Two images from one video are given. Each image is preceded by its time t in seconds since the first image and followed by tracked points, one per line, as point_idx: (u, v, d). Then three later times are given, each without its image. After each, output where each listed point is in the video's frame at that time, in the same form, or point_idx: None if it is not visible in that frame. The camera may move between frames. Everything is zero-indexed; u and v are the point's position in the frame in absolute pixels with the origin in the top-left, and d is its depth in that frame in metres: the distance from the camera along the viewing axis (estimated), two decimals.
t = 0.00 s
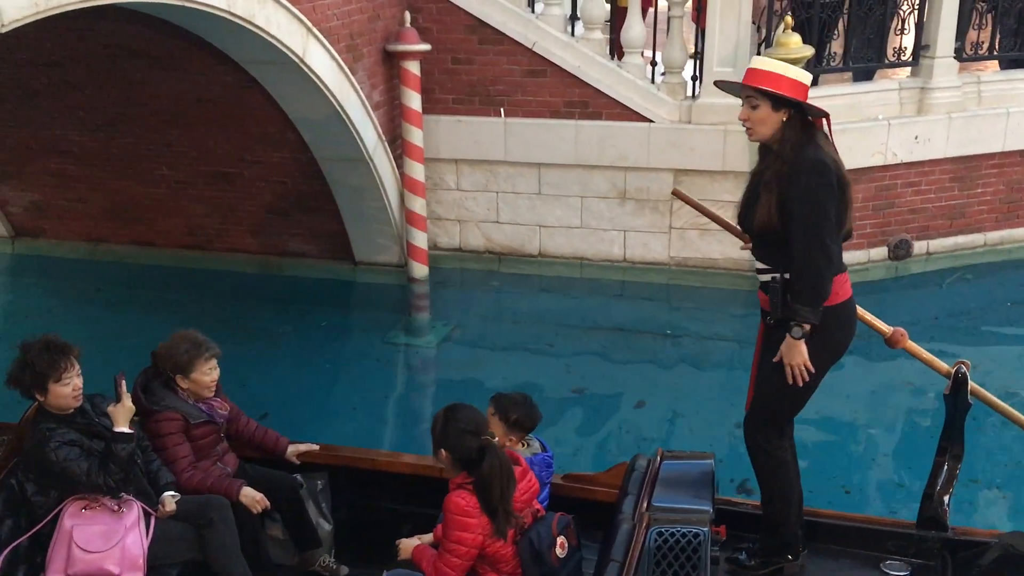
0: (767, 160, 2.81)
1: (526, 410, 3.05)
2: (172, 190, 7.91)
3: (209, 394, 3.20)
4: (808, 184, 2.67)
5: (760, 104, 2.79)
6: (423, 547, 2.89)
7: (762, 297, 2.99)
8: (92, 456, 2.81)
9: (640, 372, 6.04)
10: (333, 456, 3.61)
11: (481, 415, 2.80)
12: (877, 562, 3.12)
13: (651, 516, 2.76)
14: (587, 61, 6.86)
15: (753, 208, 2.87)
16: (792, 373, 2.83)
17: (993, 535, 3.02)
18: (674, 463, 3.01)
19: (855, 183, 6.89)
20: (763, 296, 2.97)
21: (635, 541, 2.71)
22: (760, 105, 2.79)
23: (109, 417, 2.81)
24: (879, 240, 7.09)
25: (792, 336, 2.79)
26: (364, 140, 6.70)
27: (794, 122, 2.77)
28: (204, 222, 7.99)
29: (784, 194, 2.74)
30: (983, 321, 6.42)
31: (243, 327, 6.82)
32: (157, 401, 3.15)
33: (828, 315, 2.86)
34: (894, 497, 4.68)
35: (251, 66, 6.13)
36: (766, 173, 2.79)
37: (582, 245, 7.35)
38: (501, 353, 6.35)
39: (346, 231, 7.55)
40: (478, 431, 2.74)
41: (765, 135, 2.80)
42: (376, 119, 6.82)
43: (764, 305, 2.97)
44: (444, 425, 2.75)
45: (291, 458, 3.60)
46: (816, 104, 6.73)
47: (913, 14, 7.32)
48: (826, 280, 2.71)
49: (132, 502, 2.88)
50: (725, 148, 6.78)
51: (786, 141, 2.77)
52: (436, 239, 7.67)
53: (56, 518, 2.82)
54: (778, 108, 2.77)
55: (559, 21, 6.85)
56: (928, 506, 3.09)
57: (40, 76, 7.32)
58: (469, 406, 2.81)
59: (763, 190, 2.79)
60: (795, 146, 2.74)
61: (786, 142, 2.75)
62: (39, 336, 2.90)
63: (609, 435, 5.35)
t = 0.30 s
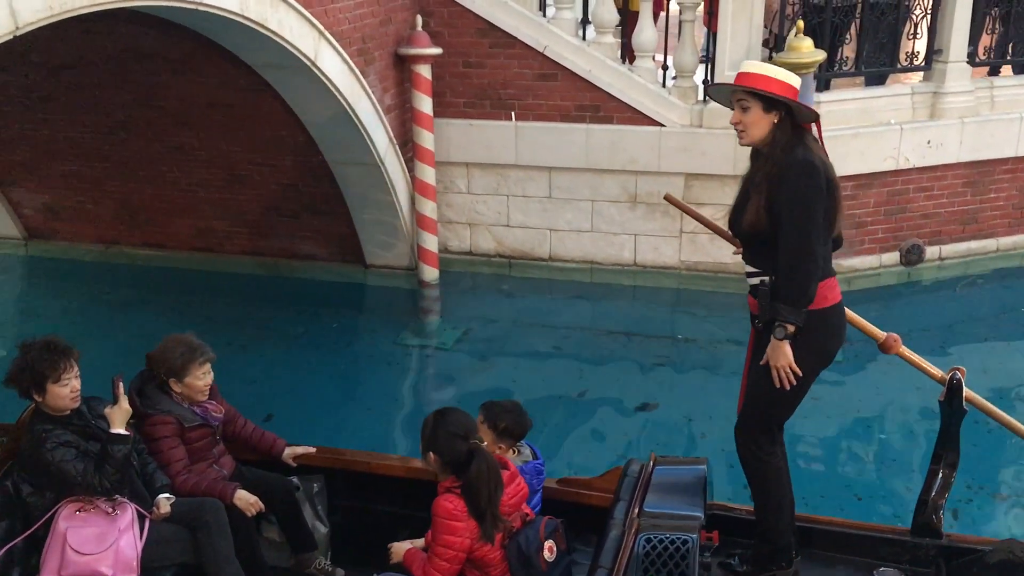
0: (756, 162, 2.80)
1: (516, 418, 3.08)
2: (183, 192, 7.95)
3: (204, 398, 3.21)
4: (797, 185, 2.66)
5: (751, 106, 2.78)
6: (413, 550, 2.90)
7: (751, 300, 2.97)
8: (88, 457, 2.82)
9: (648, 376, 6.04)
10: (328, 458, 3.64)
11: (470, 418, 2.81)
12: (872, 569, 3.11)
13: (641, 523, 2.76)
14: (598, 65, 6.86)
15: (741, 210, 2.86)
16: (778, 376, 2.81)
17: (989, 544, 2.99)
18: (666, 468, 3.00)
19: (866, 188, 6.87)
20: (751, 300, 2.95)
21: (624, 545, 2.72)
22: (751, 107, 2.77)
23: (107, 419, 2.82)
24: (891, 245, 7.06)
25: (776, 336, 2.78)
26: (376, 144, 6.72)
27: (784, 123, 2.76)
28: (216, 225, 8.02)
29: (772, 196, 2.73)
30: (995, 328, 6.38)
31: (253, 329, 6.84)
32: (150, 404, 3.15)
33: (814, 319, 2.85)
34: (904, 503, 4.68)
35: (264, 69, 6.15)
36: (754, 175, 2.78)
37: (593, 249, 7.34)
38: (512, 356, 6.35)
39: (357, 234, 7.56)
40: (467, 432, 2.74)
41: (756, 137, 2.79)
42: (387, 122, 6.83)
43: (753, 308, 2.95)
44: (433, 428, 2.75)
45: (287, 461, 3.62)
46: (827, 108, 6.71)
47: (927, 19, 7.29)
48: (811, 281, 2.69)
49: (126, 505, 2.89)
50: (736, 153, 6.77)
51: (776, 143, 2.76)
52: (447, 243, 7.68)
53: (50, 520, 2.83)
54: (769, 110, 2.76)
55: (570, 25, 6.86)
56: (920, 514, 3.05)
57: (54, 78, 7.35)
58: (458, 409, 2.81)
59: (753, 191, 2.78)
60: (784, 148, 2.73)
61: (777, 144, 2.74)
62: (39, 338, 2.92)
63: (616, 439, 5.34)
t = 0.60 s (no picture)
0: (740, 163, 2.83)
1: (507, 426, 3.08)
2: (196, 196, 7.98)
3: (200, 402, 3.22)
4: (781, 182, 2.68)
5: (734, 108, 2.81)
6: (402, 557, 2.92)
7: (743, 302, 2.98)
8: (80, 463, 2.84)
9: (657, 381, 6.03)
10: (323, 459, 3.66)
11: (458, 426, 2.86)
12: None
13: (630, 533, 2.76)
14: (609, 70, 6.86)
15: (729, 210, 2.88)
16: (774, 376, 2.81)
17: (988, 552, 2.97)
18: (659, 474, 3.02)
19: (878, 194, 6.85)
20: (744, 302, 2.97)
21: (613, 553, 2.73)
22: (734, 108, 2.81)
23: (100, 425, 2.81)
24: (903, 251, 7.03)
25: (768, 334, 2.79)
26: (387, 149, 6.74)
27: (767, 123, 2.78)
28: (228, 229, 8.05)
29: (757, 194, 2.74)
30: (1008, 335, 6.34)
31: (264, 333, 6.86)
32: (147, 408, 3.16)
33: (807, 316, 2.86)
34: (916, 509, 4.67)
35: (276, 73, 6.17)
36: (739, 175, 2.81)
37: (603, 255, 7.34)
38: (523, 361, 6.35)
39: (368, 239, 7.58)
40: (455, 441, 2.80)
41: (741, 138, 2.83)
42: (398, 127, 6.84)
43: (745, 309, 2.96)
44: (422, 436, 2.80)
45: (283, 463, 3.60)
46: (839, 114, 6.70)
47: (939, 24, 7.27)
48: (800, 278, 2.70)
49: (119, 510, 2.89)
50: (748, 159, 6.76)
51: (760, 142, 2.78)
52: (457, 248, 7.68)
53: (44, 526, 2.84)
54: (751, 111, 2.79)
55: (581, 30, 6.87)
56: (913, 520, 3.05)
57: (70, 82, 7.38)
58: (446, 417, 2.86)
59: (738, 192, 2.80)
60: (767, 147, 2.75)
61: (760, 144, 2.77)
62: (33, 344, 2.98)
63: (623, 446, 5.32)
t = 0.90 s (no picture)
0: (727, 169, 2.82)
1: (493, 432, 3.11)
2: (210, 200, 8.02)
3: (195, 404, 3.22)
4: (767, 184, 2.68)
5: (717, 116, 2.79)
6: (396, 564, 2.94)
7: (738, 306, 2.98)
8: (74, 468, 2.85)
9: (668, 386, 6.01)
10: (323, 460, 3.66)
11: (448, 433, 2.86)
12: None
13: (622, 541, 2.75)
14: (621, 74, 6.86)
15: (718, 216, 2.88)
16: (773, 376, 2.81)
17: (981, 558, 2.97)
18: (653, 478, 3.03)
19: (892, 199, 6.82)
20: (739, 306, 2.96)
21: (605, 559, 2.72)
22: (717, 116, 2.79)
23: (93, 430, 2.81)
24: (917, 256, 7.00)
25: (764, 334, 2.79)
26: (400, 153, 6.75)
27: (750, 128, 2.77)
28: (241, 234, 8.08)
29: (745, 197, 2.74)
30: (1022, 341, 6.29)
31: (276, 336, 6.88)
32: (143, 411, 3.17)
33: (803, 314, 2.84)
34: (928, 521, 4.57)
35: (290, 78, 6.19)
36: (726, 179, 2.80)
37: (615, 260, 7.33)
38: (535, 365, 6.35)
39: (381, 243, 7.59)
40: (444, 448, 2.80)
41: (725, 146, 2.81)
42: (411, 131, 6.86)
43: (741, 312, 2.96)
44: (411, 443, 2.81)
45: (281, 463, 3.63)
46: (852, 118, 6.66)
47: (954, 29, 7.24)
48: (791, 276, 2.70)
49: (116, 513, 2.90)
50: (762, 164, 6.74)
51: (745, 147, 2.78)
52: (469, 252, 7.69)
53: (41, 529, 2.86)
54: (733, 118, 2.77)
55: (593, 35, 6.88)
56: (909, 524, 3.03)
57: (85, 87, 7.41)
58: (435, 424, 2.87)
59: (725, 196, 2.79)
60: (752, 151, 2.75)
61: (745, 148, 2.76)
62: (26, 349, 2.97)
63: (633, 451, 5.31)
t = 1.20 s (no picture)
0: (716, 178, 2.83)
1: (487, 439, 3.10)
2: (227, 201, 8.06)
3: (196, 405, 3.23)
4: (755, 186, 2.68)
5: (701, 129, 2.81)
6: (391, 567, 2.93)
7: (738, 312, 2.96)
8: (73, 469, 2.86)
9: (682, 387, 6.00)
10: (325, 462, 3.68)
11: (445, 435, 2.87)
12: None
13: (618, 542, 2.75)
14: (637, 75, 6.84)
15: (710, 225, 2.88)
16: (775, 376, 2.78)
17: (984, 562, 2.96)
18: (653, 480, 3.03)
19: (910, 201, 6.77)
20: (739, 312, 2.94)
21: (600, 559, 2.72)
22: (701, 130, 2.81)
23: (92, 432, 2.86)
24: (934, 258, 6.96)
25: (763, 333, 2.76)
26: (415, 156, 6.77)
27: (734, 135, 2.78)
28: (258, 235, 8.12)
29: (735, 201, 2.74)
30: None
31: (291, 338, 6.91)
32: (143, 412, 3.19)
33: (801, 314, 2.83)
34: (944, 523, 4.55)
35: (307, 81, 6.21)
36: (716, 187, 2.81)
37: (630, 261, 7.32)
38: (551, 367, 6.35)
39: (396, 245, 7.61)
40: (441, 450, 2.81)
41: (712, 155, 2.82)
42: (426, 133, 6.87)
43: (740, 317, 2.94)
44: (408, 446, 2.81)
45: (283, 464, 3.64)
46: (870, 119, 6.62)
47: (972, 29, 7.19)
48: (786, 274, 2.69)
49: (116, 512, 2.92)
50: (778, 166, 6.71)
51: (731, 154, 2.79)
52: (485, 253, 7.69)
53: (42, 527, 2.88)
54: (718, 128, 2.79)
55: (608, 36, 6.88)
56: (908, 530, 3.04)
57: (102, 90, 7.46)
58: (431, 427, 2.88)
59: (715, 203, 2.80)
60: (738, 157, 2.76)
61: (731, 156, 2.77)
62: (22, 352, 2.99)
63: (644, 453, 5.30)
